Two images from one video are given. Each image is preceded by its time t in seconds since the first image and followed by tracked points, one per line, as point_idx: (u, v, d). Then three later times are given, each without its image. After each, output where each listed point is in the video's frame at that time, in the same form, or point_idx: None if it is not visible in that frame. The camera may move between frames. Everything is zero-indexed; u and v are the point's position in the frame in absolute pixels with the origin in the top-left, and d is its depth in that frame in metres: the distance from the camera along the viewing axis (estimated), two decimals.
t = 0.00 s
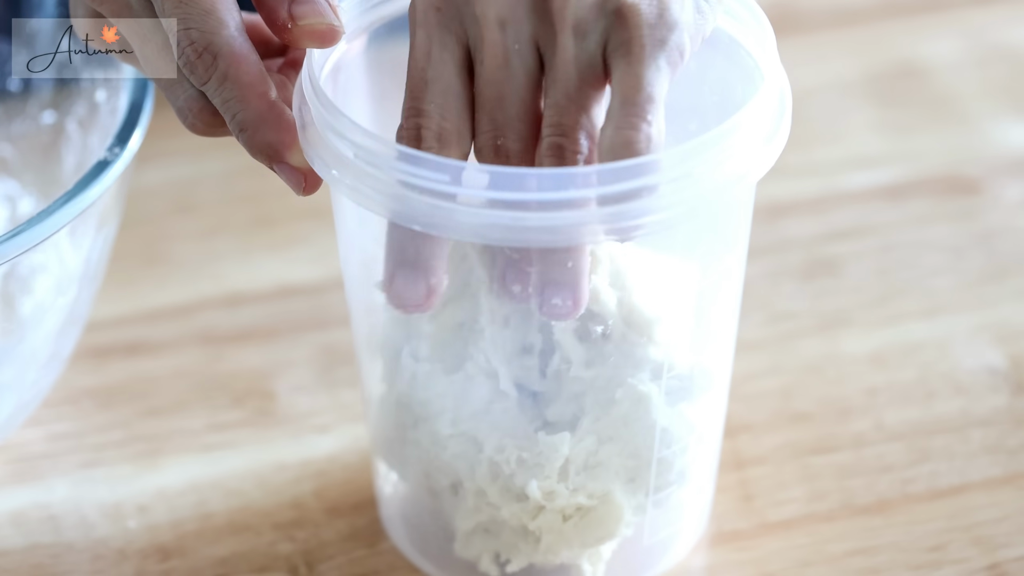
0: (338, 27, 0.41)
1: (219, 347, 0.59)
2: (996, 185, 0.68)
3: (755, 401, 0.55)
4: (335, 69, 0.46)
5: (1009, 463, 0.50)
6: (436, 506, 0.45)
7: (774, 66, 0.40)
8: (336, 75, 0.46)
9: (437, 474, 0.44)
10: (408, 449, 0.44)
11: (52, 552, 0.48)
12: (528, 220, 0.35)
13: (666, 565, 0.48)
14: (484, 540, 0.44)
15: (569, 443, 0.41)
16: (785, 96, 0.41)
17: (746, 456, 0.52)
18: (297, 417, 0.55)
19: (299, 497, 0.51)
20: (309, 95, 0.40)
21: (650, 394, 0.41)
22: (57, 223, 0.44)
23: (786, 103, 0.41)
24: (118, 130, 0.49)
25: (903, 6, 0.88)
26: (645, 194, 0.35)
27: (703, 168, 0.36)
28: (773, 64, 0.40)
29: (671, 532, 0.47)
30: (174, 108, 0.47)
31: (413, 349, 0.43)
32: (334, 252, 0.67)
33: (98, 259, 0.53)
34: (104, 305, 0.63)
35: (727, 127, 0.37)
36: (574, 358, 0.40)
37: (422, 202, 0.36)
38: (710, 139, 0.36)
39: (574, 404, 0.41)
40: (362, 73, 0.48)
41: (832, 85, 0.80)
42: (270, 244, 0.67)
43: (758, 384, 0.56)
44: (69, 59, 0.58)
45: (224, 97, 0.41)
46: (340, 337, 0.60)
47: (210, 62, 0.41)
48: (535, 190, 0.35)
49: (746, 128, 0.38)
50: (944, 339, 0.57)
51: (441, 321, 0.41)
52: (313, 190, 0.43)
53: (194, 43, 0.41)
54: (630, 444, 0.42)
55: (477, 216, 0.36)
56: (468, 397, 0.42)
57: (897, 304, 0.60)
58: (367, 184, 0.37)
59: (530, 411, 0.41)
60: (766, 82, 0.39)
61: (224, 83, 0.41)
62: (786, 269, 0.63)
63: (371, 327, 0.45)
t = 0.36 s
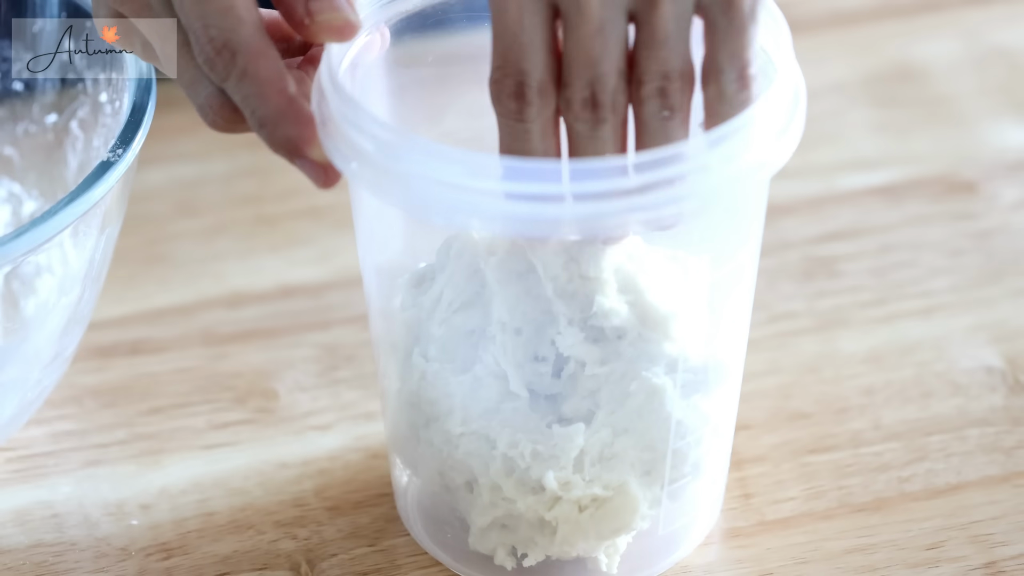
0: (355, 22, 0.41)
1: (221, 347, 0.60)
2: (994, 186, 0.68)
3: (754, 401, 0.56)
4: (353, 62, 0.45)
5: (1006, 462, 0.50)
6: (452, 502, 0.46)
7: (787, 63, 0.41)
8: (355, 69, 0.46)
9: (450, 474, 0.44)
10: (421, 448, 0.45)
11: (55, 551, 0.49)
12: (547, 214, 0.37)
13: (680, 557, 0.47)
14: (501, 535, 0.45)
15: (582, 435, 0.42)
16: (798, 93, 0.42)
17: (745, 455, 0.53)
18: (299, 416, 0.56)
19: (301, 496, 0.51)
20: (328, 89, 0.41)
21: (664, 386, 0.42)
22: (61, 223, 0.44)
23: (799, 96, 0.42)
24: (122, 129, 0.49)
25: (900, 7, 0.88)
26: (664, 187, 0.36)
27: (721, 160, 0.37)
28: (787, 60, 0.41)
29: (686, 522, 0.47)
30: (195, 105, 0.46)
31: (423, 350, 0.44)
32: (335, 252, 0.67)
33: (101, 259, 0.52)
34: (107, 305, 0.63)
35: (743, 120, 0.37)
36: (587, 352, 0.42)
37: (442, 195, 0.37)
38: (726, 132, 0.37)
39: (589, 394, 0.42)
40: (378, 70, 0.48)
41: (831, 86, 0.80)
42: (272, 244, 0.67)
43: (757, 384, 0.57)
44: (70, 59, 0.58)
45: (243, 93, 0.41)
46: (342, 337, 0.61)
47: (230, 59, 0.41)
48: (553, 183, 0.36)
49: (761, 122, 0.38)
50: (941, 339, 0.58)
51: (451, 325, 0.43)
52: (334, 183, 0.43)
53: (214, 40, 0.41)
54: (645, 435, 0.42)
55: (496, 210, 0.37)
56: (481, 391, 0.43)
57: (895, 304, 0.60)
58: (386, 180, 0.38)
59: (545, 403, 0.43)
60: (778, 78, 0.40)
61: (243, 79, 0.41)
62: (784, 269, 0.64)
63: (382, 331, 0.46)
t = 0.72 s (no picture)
0: (366, 14, 0.41)
1: (221, 347, 0.60)
2: (994, 185, 0.68)
3: (754, 401, 0.55)
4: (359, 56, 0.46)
5: (1007, 463, 0.50)
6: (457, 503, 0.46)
7: (794, 58, 0.41)
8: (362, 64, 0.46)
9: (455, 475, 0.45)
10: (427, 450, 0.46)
11: (54, 551, 0.49)
12: (552, 206, 0.36)
13: (685, 551, 0.48)
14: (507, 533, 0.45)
15: (587, 429, 0.42)
16: (804, 88, 0.42)
17: (746, 455, 0.53)
18: (299, 416, 0.56)
19: (301, 496, 0.51)
20: (335, 83, 0.41)
21: (668, 383, 0.42)
22: (60, 223, 0.44)
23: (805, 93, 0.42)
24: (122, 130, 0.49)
25: (900, 6, 0.88)
26: (671, 179, 0.36)
27: (728, 153, 0.37)
28: (793, 56, 0.41)
29: (693, 516, 0.47)
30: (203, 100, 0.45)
31: (416, 354, 0.45)
32: (335, 252, 0.67)
33: (100, 259, 0.52)
34: (106, 305, 0.63)
35: (750, 113, 0.37)
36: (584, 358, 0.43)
37: (450, 189, 0.37)
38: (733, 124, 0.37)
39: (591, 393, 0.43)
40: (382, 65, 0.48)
41: (832, 85, 0.80)
42: (271, 244, 0.67)
43: (757, 384, 0.56)
44: (69, 59, 0.58)
45: (249, 87, 0.41)
46: (342, 337, 0.61)
47: (236, 54, 0.41)
48: (562, 177, 0.36)
49: (767, 116, 0.38)
50: (942, 339, 0.58)
51: (443, 334, 0.45)
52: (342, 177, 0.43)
53: (220, 34, 0.41)
54: (651, 429, 0.42)
55: (503, 202, 0.37)
56: (484, 389, 0.44)
57: (896, 304, 0.60)
58: (393, 172, 0.38)
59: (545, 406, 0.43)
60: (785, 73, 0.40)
61: (249, 74, 0.41)
62: (785, 269, 0.64)
63: (388, 335, 0.47)
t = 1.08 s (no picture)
0: None
1: (222, 347, 0.60)
2: (993, 186, 0.68)
3: (753, 401, 0.56)
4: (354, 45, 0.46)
5: (1007, 462, 0.50)
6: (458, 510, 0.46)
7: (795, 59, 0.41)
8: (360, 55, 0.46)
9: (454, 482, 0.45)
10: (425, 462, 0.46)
11: (55, 550, 0.49)
12: (552, 205, 0.37)
13: (688, 547, 0.48)
14: (506, 540, 0.45)
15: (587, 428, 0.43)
16: (805, 91, 0.42)
17: (745, 455, 0.53)
18: (299, 416, 0.56)
19: (301, 496, 0.51)
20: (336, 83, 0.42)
21: (668, 382, 0.43)
22: (62, 223, 0.43)
23: (806, 94, 0.42)
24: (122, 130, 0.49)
25: (900, 7, 0.88)
26: (671, 179, 0.36)
27: (729, 152, 0.37)
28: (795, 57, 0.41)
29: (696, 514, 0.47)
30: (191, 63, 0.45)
31: (413, 361, 0.46)
32: (335, 252, 0.67)
33: (101, 259, 0.51)
34: (106, 305, 0.63)
35: (753, 110, 0.37)
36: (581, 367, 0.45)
37: (449, 189, 0.37)
38: (734, 124, 0.37)
39: (592, 400, 0.44)
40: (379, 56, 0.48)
41: (831, 85, 0.80)
42: (272, 244, 0.67)
43: (757, 384, 0.57)
44: (70, 59, 0.58)
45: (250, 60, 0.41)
46: (342, 337, 0.61)
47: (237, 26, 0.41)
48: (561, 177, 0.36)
49: (767, 114, 0.38)
50: (942, 339, 0.58)
51: (444, 343, 0.46)
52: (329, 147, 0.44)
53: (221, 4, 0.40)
54: (651, 428, 0.43)
55: (505, 201, 0.37)
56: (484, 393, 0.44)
57: (896, 304, 0.60)
58: (394, 171, 0.39)
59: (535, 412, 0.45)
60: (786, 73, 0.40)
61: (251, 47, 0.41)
62: (784, 269, 0.64)
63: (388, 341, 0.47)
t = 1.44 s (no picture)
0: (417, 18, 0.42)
1: (221, 346, 0.60)
2: (994, 185, 0.68)
3: (754, 401, 0.56)
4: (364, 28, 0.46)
5: (1007, 463, 0.50)
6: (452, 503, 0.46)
7: (794, 35, 0.41)
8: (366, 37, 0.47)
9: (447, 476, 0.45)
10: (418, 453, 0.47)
11: (54, 551, 0.49)
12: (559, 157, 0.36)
13: (685, 542, 0.47)
14: (501, 530, 0.45)
15: (582, 410, 0.43)
16: (803, 65, 0.42)
17: (746, 455, 0.53)
18: (299, 416, 0.56)
19: (301, 497, 0.51)
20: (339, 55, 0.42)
21: (665, 366, 0.43)
22: (62, 223, 0.43)
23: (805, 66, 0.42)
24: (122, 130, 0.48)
25: (900, 7, 0.88)
26: (675, 132, 0.36)
27: (730, 112, 0.37)
28: (794, 33, 0.41)
29: (691, 505, 0.47)
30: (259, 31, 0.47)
31: (409, 352, 0.46)
32: (335, 251, 0.67)
33: (100, 259, 0.51)
34: (106, 304, 0.63)
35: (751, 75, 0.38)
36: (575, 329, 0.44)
37: (450, 140, 0.37)
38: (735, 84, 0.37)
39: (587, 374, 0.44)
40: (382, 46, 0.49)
41: (832, 85, 0.80)
42: (271, 244, 0.67)
43: (757, 384, 0.56)
44: (70, 59, 0.58)
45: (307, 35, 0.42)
46: (342, 337, 0.61)
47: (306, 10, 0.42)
48: (565, 125, 0.36)
49: (766, 81, 0.39)
50: (943, 339, 0.58)
51: (437, 332, 0.45)
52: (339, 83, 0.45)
53: None
54: (648, 410, 0.43)
55: (512, 155, 0.37)
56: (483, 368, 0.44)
57: (897, 304, 0.60)
58: (400, 129, 0.39)
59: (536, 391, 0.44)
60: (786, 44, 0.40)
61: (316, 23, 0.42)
62: (784, 269, 0.64)
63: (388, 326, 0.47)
